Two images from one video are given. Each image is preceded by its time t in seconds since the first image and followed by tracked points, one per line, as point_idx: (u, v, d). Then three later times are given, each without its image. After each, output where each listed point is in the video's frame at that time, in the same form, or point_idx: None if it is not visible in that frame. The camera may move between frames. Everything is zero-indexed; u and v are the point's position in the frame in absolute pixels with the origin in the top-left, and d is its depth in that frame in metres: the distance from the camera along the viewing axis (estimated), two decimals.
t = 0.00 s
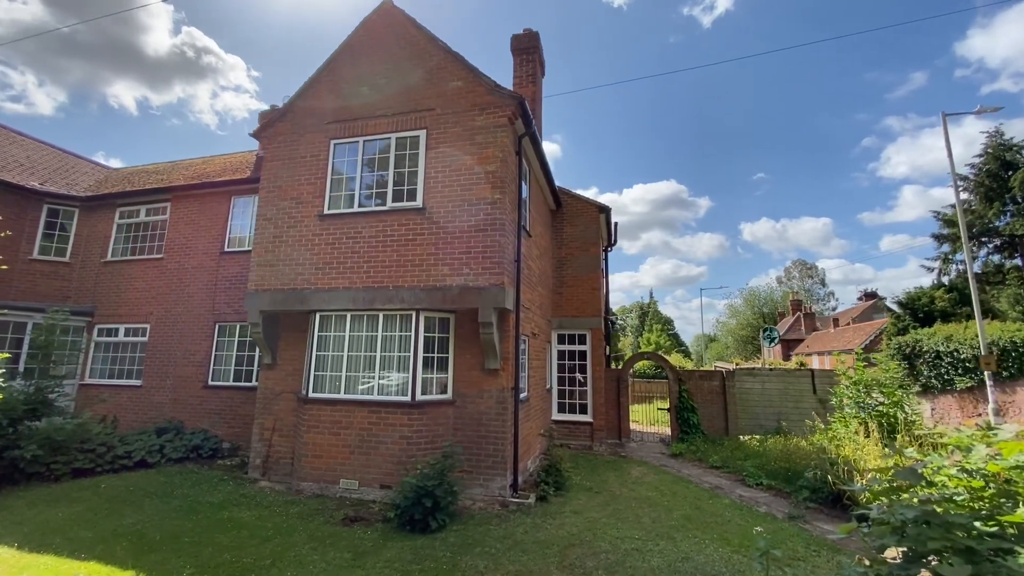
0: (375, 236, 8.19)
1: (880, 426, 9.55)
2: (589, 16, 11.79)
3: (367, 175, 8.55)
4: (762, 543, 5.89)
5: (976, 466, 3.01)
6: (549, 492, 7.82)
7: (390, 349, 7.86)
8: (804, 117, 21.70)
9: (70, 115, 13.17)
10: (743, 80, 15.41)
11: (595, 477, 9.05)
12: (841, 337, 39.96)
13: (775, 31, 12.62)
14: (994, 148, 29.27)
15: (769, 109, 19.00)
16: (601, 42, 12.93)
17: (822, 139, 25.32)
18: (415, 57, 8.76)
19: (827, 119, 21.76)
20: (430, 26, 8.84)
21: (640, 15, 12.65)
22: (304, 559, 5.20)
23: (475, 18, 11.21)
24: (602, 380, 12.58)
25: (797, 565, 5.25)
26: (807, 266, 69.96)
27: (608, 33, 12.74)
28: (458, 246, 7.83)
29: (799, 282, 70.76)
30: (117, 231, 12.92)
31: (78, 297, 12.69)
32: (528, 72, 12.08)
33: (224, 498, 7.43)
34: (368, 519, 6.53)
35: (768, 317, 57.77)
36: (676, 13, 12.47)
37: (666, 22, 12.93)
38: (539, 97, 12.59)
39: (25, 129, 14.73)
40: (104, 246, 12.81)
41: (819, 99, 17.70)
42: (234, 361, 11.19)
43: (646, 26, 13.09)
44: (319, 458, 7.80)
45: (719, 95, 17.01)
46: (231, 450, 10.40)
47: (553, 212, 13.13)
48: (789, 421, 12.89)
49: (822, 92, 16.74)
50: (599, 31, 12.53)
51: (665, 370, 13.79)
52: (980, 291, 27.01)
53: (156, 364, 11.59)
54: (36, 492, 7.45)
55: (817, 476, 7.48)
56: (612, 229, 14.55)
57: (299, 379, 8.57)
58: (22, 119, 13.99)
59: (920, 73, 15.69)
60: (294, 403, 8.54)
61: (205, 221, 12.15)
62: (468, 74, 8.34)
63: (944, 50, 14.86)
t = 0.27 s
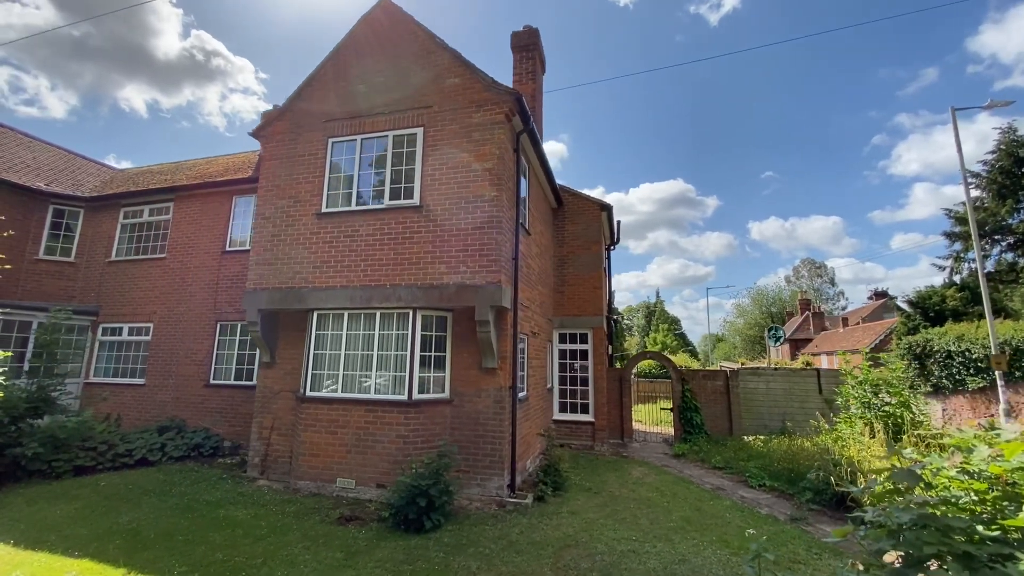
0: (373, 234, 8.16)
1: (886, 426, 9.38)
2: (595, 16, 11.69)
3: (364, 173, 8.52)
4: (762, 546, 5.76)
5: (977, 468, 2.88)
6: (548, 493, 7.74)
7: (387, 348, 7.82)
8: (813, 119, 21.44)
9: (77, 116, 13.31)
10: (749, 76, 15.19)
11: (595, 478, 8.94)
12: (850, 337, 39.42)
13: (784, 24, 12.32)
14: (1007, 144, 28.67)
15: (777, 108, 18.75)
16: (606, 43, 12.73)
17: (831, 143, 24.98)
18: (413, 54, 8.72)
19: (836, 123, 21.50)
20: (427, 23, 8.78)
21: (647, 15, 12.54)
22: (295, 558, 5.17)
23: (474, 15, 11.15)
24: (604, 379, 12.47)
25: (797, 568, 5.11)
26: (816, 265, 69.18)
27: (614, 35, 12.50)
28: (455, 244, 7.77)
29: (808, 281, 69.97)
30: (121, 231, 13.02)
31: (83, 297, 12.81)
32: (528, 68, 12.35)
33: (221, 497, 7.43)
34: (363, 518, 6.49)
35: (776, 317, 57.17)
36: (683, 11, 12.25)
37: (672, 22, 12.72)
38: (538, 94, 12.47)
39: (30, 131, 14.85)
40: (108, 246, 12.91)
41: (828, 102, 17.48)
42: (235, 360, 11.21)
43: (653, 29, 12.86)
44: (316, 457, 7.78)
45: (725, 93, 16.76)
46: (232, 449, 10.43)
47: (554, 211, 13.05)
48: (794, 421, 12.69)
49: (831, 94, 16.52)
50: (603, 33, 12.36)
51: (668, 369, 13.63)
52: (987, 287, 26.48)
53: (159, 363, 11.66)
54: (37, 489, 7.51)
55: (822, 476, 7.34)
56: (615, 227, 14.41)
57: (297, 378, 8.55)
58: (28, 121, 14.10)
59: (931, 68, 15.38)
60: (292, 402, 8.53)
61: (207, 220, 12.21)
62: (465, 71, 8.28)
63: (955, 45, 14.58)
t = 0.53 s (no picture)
0: (369, 234, 8.12)
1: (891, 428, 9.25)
2: (601, 13, 11.44)
3: (361, 172, 8.48)
4: (760, 549, 5.65)
5: (978, 472, 2.78)
6: (545, 494, 7.65)
7: (383, 347, 7.77)
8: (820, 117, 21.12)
9: (81, 121, 13.44)
10: (755, 73, 14.94)
11: (595, 479, 8.87)
12: (858, 337, 38.99)
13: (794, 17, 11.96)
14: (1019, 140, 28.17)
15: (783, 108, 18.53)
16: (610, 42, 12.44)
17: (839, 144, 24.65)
18: (410, 52, 8.66)
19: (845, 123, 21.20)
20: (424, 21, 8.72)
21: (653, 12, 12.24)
22: (286, 560, 5.12)
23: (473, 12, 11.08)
24: (605, 379, 12.36)
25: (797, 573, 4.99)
26: (823, 264, 68.52)
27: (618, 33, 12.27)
28: (451, 244, 7.70)
29: (815, 280, 69.33)
30: (124, 231, 13.09)
31: (86, 297, 12.89)
32: (526, 66, 12.36)
33: (218, 497, 7.41)
34: (358, 519, 6.44)
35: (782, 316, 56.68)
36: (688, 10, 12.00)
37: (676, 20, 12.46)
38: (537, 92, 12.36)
39: (37, 132, 15.04)
40: (111, 246, 12.98)
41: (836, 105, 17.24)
42: (234, 360, 11.22)
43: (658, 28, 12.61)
44: (312, 457, 7.75)
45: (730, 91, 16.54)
46: (231, 449, 10.44)
47: (555, 209, 12.95)
48: (798, 422, 12.52)
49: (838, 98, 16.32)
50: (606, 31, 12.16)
51: (671, 369, 13.50)
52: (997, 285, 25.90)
53: (160, 362, 11.70)
54: (35, 488, 7.53)
55: (825, 478, 7.22)
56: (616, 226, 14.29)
57: (294, 378, 8.52)
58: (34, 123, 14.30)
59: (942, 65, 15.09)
60: (289, 402, 8.50)
61: (208, 221, 12.24)
62: (462, 68, 8.21)
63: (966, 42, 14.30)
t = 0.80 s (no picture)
0: (364, 234, 8.07)
1: (895, 430, 9.09)
2: (603, 10, 11.25)
3: (356, 172, 8.44)
4: (757, 556, 5.52)
5: (973, 481, 2.67)
6: (541, 497, 7.57)
7: (378, 348, 7.73)
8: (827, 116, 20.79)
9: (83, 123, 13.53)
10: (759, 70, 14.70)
11: (592, 481, 8.77)
12: (865, 337, 38.54)
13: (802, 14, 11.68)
14: None
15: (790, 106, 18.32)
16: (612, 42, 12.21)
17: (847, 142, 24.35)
18: (405, 51, 8.61)
19: (853, 122, 20.95)
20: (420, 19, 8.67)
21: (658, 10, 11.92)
22: (274, 563, 5.08)
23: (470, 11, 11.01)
24: (605, 380, 12.26)
25: None
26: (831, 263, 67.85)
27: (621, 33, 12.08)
28: (446, 244, 7.64)
29: (823, 279, 68.65)
30: (125, 232, 13.16)
31: (88, 297, 12.96)
32: (524, 65, 12.20)
33: (213, 498, 7.41)
34: (350, 522, 6.40)
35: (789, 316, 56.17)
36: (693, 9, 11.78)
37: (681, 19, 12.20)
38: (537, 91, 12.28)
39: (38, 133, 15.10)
40: (112, 247, 13.05)
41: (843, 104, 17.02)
42: (233, 361, 11.23)
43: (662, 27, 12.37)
44: (307, 458, 7.73)
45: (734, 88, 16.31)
46: (230, 449, 10.44)
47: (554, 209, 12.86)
48: (801, 423, 12.35)
49: (846, 96, 16.10)
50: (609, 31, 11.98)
51: (672, 370, 13.36)
52: (1007, 283, 25.37)
53: (160, 363, 11.74)
54: (32, 489, 7.55)
55: (826, 482, 7.09)
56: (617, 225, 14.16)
57: (290, 379, 8.50)
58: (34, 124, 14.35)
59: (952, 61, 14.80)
60: (285, 403, 8.47)
61: (208, 221, 12.27)
62: (457, 67, 8.15)
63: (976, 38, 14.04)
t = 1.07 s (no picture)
0: (359, 234, 8.05)
1: (896, 432, 8.95)
2: (603, 9, 11.04)
3: (351, 171, 8.42)
4: (752, 559, 5.44)
5: (963, 485, 2.60)
6: (535, 498, 7.51)
7: (372, 348, 7.70)
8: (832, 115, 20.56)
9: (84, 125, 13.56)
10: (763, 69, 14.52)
11: (589, 482, 8.69)
12: (871, 337, 38.20)
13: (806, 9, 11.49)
14: None
15: (794, 105, 18.19)
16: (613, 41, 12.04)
17: (852, 142, 24.17)
18: (400, 50, 8.58)
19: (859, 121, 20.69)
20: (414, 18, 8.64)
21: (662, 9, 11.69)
22: (263, 563, 5.06)
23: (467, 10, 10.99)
24: (604, 380, 12.18)
25: None
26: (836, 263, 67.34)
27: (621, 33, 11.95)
28: (440, 243, 7.60)
29: (828, 279, 68.15)
30: (125, 233, 13.21)
31: (89, 298, 13.02)
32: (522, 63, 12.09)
33: (207, 497, 7.40)
34: (343, 522, 6.36)
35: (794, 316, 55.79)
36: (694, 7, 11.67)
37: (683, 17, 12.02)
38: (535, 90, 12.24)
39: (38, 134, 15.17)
40: (112, 248, 13.11)
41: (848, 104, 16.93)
42: (231, 361, 11.25)
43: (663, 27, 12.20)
44: (302, 458, 7.71)
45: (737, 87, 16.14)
46: (228, 449, 10.44)
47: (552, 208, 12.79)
48: (803, 424, 12.22)
49: (851, 96, 16.01)
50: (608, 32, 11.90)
51: (672, 370, 13.26)
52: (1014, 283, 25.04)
53: (159, 363, 11.77)
54: (28, 488, 7.57)
55: (825, 484, 6.98)
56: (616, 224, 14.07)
57: (285, 379, 8.49)
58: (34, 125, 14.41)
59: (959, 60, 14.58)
60: (281, 403, 8.46)
61: (206, 222, 12.30)
62: (451, 66, 8.11)
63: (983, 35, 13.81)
